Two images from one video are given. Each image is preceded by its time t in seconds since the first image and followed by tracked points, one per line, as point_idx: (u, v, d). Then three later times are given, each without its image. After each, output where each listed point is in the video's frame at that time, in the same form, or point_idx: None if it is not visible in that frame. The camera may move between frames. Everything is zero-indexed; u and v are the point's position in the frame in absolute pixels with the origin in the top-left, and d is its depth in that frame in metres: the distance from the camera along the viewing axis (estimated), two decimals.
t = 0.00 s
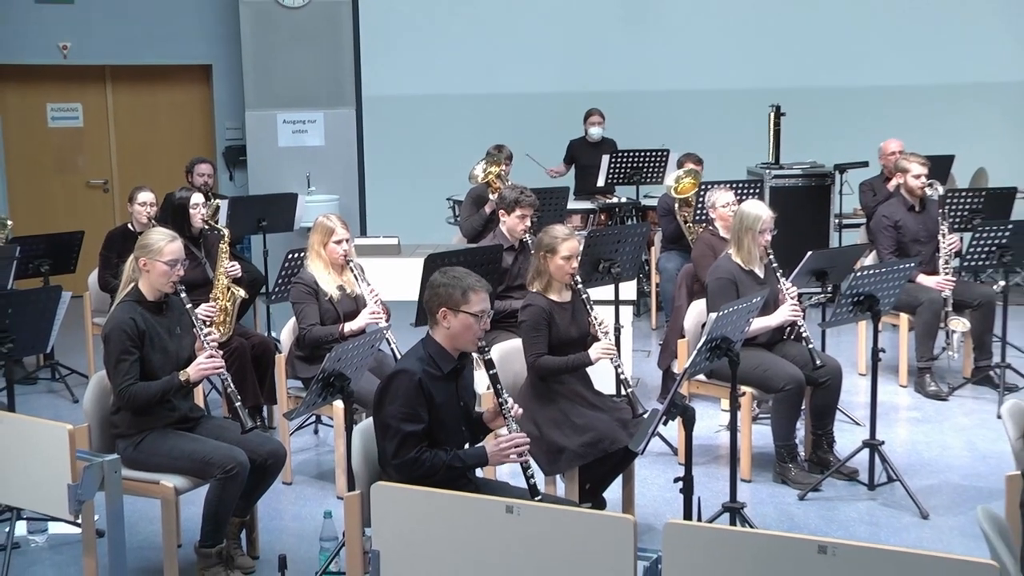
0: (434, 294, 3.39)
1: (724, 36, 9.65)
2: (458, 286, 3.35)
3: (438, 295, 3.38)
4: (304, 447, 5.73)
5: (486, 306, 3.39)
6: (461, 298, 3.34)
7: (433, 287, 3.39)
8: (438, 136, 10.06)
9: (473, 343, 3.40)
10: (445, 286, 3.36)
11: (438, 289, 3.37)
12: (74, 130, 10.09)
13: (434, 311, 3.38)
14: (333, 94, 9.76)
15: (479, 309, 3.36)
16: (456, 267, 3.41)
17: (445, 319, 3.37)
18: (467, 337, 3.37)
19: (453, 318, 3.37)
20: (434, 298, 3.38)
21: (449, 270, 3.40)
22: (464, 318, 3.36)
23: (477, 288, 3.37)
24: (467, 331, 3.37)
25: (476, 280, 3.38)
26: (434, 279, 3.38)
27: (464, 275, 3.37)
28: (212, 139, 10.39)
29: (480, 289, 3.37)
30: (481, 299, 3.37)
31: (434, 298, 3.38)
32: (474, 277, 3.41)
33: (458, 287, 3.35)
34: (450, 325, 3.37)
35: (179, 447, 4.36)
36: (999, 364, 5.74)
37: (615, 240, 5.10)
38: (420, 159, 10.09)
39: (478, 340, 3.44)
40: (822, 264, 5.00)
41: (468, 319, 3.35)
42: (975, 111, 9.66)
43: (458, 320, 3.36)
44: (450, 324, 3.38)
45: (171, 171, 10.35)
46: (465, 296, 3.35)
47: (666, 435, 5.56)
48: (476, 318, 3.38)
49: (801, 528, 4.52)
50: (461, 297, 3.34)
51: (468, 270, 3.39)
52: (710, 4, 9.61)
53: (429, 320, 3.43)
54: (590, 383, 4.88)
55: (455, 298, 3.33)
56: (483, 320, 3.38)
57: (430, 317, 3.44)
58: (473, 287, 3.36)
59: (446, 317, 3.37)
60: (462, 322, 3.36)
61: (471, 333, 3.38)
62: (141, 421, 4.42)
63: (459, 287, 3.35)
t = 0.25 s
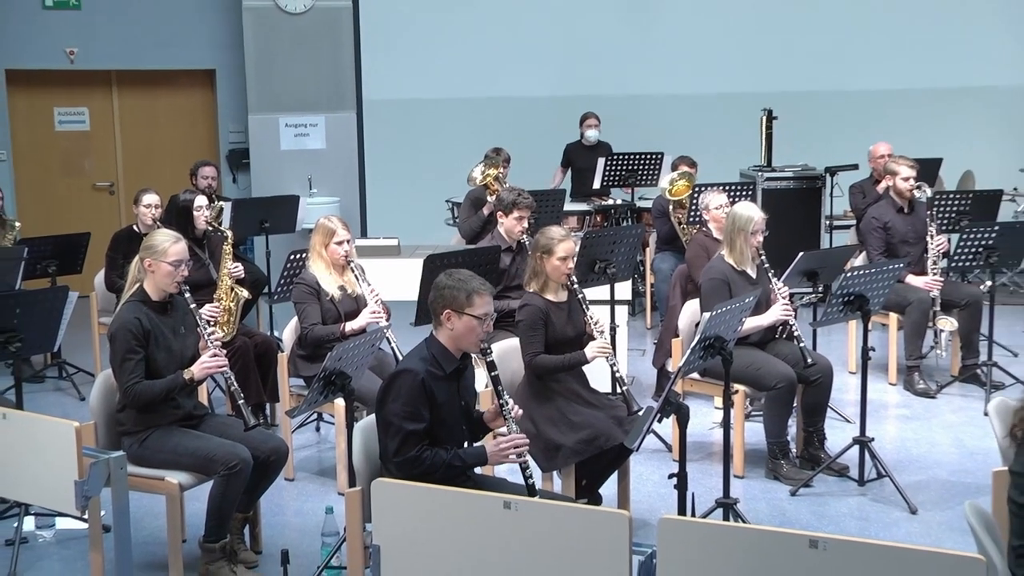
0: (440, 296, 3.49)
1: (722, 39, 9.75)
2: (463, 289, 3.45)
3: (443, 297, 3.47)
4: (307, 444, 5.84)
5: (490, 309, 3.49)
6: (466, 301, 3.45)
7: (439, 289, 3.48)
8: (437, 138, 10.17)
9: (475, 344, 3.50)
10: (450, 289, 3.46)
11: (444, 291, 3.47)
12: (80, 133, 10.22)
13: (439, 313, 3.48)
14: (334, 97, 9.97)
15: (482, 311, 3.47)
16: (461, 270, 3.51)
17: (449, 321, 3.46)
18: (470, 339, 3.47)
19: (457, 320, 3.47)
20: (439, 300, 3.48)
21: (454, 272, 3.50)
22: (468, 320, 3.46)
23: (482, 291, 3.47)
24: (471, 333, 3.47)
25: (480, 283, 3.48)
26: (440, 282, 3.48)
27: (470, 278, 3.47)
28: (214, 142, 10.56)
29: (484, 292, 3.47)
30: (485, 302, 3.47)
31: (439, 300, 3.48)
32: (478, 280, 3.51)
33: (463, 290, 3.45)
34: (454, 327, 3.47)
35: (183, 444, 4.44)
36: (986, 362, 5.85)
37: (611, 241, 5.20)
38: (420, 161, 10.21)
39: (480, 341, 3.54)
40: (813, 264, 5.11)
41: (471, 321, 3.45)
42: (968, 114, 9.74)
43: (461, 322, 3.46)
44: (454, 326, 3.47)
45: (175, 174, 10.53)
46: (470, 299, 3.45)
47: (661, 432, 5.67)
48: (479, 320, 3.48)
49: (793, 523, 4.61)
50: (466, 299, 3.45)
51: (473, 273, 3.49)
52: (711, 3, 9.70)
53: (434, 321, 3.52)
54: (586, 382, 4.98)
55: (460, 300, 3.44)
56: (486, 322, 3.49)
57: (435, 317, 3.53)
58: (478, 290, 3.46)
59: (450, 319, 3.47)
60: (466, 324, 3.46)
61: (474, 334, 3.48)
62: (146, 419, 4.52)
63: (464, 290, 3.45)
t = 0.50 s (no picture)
0: (440, 297, 3.60)
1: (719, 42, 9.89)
2: (463, 291, 3.57)
3: (443, 298, 3.59)
4: (307, 440, 5.97)
5: (488, 310, 3.61)
6: (465, 302, 3.56)
7: (439, 290, 3.60)
8: (435, 141, 10.30)
9: (473, 343, 3.62)
10: (450, 291, 3.57)
11: (444, 293, 3.58)
12: (87, 138, 10.39)
13: (439, 313, 3.59)
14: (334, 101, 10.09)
15: (481, 313, 3.58)
16: (461, 272, 3.62)
17: (449, 322, 3.58)
18: (468, 339, 3.59)
19: (456, 321, 3.58)
20: (439, 301, 3.59)
21: (454, 274, 3.61)
22: (467, 322, 3.57)
23: (481, 293, 3.58)
24: (469, 333, 3.59)
25: (480, 286, 3.60)
26: (440, 283, 3.59)
27: (470, 281, 3.58)
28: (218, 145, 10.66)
29: (483, 294, 3.59)
30: (484, 304, 3.58)
31: (439, 301, 3.59)
32: (478, 282, 3.62)
33: (462, 291, 3.57)
34: (453, 327, 3.58)
35: (187, 440, 4.56)
36: (969, 360, 5.99)
37: (604, 242, 5.33)
38: (419, 163, 10.34)
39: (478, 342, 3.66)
40: (801, 265, 5.24)
41: (470, 323, 3.57)
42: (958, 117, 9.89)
43: (460, 323, 3.58)
44: (453, 327, 3.59)
45: (179, 176, 10.62)
46: (469, 300, 3.56)
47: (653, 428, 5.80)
48: (477, 321, 3.59)
49: (781, 517, 4.74)
50: (465, 301, 3.56)
51: (472, 275, 3.61)
52: (711, 4, 9.84)
53: (433, 321, 3.64)
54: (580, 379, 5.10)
55: (459, 302, 3.55)
56: (485, 324, 3.60)
57: (435, 316, 3.65)
58: (477, 292, 3.57)
59: (449, 320, 3.58)
60: (465, 325, 3.58)
61: (472, 335, 3.60)
62: (150, 416, 4.64)
63: (463, 292, 3.56)
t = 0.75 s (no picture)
0: (429, 296, 3.69)
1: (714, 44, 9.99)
2: (451, 289, 3.65)
3: (432, 297, 3.67)
4: (302, 438, 6.08)
5: (477, 308, 3.69)
6: (454, 300, 3.65)
7: (428, 289, 3.68)
8: (428, 142, 10.41)
9: (462, 341, 3.71)
10: (438, 289, 3.66)
11: (433, 291, 3.67)
12: (86, 140, 10.48)
13: (428, 312, 3.68)
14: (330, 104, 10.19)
15: (469, 311, 3.67)
16: (449, 270, 3.71)
17: (437, 319, 3.66)
18: (457, 336, 3.68)
19: (445, 318, 3.67)
20: (428, 299, 3.68)
21: (442, 273, 3.69)
22: (455, 319, 3.66)
23: (469, 291, 3.66)
24: (458, 331, 3.68)
25: (468, 283, 3.68)
26: (429, 282, 3.68)
27: (457, 278, 3.67)
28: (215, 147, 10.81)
29: (471, 292, 3.67)
30: (472, 302, 3.67)
31: (428, 300, 3.68)
32: (466, 281, 3.71)
33: (450, 290, 3.65)
34: (442, 325, 3.67)
35: (184, 438, 4.65)
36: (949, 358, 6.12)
37: (593, 242, 5.44)
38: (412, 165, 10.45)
39: (467, 339, 3.74)
40: (786, 265, 5.36)
41: (459, 320, 3.66)
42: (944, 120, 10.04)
43: (449, 320, 3.67)
44: (442, 324, 3.68)
45: (178, 179, 10.77)
46: (457, 298, 3.65)
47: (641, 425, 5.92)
48: (466, 318, 3.68)
49: (766, 512, 4.84)
50: (453, 299, 3.65)
51: (460, 274, 3.69)
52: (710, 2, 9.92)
53: (423, 319, 3.73)
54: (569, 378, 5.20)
55: (448, 300, 3.64)
56: (473, 321, 3.69)
57: (424, 316, 3.74)
58: (465, 290, 3.66)
59: (438, 317, 3.67)
60: (453, 322, 3.67)
61: (461, 332, 3.69)
62: (148, 414, 4.73)
63: (451, 290, 3.65)
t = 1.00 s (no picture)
0: (417, 295, 3.82)
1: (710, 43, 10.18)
2: (438, 286, 3.78)
3: (419, 295, 3.81)
4: (301, 435, 6.20)
5: (465, 304, 3.82)
6: (441, 298, 3.79)
7: (415, 288, 3.82)
8: (426, 144, 10.54)
9: (453, 338, 3.84)
10: (426, 287, 3.79)
11: (420, 290, 3.81)
12: (91, 144, 10.59)
13: (416, 310, 3.82)
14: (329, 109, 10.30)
15: (457, 307, 3.80)
16: (436, 269, 3.84)
17: (427, 317, 3.80)
18: (446, 333, 3.81)
19: (434, 315, 3.81)
20: (416, 298, 3.81)
21: (429, 272, 3.83)
22: (444, 316, 3.80)
23: (455, 288, 3.79)
24: (447, 327, 3.81)
25: (455, 281, 3.82)
26: (416, 281, 3.82)
27: (444, 276, 3.80)
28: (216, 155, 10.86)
29: (458, 289, 3.80)
30: (460, 298, 3.79)
31: (416, 298, 3.81)
32: (453, 278, 3.84)
33: (439, 287, 3.78)
34: (431, 322, 3.81)
35: (186, 435, 4.76)
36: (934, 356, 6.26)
37: (586, 243, 5.56)
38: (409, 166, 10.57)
39: (457, 335, 3.88)
40: (774, 265, 5.48)
41: (448, 317, 3.79)
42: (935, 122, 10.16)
43: (438, 317, 3.80)
44: (431, 321, 3.81)
45: (179, 181, 10.82)
46: (445, 295, 3.78)
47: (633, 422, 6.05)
48: (454, 315, 3.81)
49: (755, 506, 4.97)
50: (441, 296, 3.79)
51: (447, 271, 3.83)
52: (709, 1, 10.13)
53: (413, 317, 3.86)
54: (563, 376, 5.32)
55: (436, 297, 3.78)
56: (462, 317, 3.82)
57: (414, 314, 3.87)
58: (453, 287, 3.79)
59: (427, 315, 3.81)
60: (442, 319, 3.80)
61: (450, 328, 3.81)
62: (150, 412, 4.84)
63: (439, 288, 3.78)
